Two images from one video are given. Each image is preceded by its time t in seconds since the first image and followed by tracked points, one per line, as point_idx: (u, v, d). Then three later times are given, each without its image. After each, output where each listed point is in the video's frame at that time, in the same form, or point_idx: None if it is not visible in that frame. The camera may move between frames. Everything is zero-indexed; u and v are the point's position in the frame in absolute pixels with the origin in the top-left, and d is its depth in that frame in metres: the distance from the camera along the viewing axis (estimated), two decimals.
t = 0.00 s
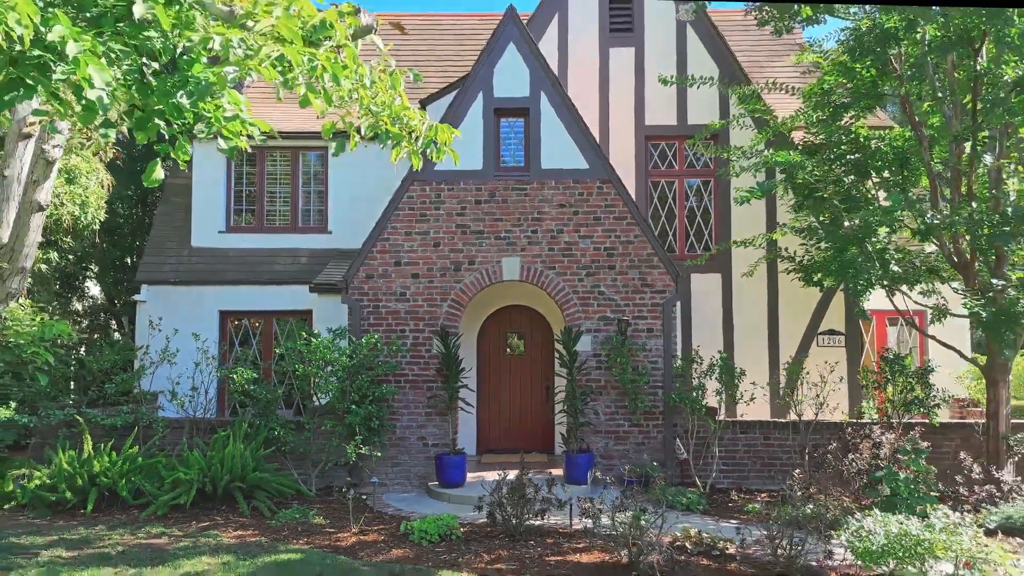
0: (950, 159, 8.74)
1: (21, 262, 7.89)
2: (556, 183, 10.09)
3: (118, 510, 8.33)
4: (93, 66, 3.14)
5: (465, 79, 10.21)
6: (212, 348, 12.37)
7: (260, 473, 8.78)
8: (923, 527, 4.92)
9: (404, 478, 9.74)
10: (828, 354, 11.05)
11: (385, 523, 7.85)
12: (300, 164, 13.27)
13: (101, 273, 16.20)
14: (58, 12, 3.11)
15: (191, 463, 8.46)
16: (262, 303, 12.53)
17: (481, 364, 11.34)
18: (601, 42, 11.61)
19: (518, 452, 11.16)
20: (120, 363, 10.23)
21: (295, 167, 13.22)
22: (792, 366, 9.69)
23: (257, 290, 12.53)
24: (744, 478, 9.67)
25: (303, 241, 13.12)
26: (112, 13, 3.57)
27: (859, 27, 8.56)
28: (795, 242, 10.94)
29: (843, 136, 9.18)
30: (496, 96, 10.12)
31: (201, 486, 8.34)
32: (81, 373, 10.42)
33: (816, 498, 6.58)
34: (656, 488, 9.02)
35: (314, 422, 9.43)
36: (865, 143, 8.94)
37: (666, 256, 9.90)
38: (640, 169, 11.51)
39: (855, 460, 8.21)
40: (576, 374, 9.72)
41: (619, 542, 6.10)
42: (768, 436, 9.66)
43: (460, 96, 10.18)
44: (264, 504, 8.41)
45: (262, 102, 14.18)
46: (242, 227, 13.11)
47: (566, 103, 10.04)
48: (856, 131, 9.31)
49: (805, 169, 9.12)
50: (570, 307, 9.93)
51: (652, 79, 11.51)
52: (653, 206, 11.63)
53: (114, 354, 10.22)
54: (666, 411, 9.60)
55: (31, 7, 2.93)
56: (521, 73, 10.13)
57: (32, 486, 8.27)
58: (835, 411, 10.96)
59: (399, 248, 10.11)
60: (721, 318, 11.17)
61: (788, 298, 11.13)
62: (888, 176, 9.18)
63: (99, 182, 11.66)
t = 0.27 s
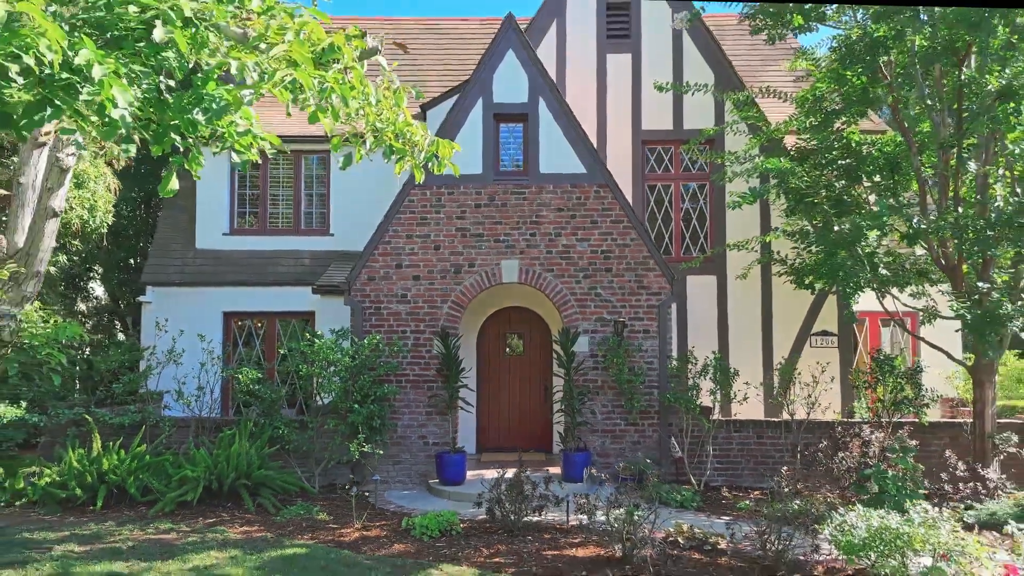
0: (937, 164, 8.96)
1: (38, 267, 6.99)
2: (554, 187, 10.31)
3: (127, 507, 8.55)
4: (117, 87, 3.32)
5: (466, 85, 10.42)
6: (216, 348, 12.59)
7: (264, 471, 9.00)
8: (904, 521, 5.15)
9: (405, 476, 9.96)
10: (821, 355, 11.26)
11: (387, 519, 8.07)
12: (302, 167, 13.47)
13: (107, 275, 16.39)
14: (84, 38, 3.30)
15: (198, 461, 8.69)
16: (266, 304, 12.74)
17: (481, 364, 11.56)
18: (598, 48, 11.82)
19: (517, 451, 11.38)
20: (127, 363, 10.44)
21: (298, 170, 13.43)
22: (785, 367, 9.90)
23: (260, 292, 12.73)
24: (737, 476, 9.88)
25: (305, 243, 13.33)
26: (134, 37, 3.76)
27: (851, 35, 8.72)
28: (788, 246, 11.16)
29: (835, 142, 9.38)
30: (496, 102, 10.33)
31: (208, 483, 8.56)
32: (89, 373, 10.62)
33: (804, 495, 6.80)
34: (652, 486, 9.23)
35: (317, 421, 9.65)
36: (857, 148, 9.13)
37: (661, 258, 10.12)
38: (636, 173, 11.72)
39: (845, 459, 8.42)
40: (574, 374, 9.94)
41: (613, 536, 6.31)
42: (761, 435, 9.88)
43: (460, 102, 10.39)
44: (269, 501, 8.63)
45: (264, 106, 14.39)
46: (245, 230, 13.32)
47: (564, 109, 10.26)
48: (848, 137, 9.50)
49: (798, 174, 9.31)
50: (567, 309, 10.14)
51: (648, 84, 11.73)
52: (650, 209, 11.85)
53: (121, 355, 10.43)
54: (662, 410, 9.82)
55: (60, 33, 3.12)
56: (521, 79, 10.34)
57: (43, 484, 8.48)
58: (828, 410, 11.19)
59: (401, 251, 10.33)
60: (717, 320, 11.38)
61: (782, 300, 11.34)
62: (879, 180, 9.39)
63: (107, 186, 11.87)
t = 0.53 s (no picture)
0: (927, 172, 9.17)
1: (54, 273, 6.73)
2: (553, 193, 10.54)
3: (136, 505, 8.77)
4: (140, 109, 3.53)
5: (466, 93, 10.65)
6: (221, 350, 12.81)
7: (270, 470, 9.23)
8: (885, 518, 5.39)
9: (407, 475, 10.19)
10: (815, 358, 11.48)
11: (390, 517, 8.30)
12: (306, 171, 13.70)
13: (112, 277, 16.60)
14: (109, 64, 3.52)
15: (205, 460, 8.91)
16: (269, 307, 12.95)
17: (481, 366, 11.79)
18: (596, 56, 12.06)
19: (517, 451, 11.60)
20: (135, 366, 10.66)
21: (301, 174, 13.65)
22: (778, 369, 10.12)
23: (263, 294, 12.95)
24: (732, 476, 10.11)
25: (308, 246, 13.55)
26: (154, 61, 3.98)
27: (842, 45, 8.93)
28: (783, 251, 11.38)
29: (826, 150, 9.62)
30: (496, 110, 10.56)
31: (215, 482, 8.79)
32: (97, 374, 10.84)
33: (795, 494, 7.01)
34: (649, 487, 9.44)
35: (321, 421, 9.87)
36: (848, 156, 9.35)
37: (657, 262, 10.34)
38: (634, 178, 11.95)
39: (836, 459, 8.64)
40: (572, 375, 10.16)
41: (609, 534, 6.53)
42: (755, 435, 10.11)
43: (461, 109, 10.61)
44: (274, 500, 8.86)
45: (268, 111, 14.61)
46: (249, 233, 13.54)
47: (562, 116, 10.49)
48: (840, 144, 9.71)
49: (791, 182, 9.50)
50: (566, 312, 10.37)
51: (645, 91, 11.97)
52: (647, 214, 12.07)
53: (129, 356, 10.66)
54: (658, 411, 10.04)
55: (87, 60, 3.34)
56: (520, 87, 10.57)
57: (54, 483, 8.70)
58: (821, 412, 11.42)
59: (402, 255, 10.56)
60: (712, 323, 11.61)
61: (777, 304, 11.57)
62: (872, 187, 9.59)
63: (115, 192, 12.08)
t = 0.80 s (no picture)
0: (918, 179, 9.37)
1: (66, 280, 6.94)
2: (551, 199, 10.75)
3: (144, 504, 8.99)
4: (160, 130, 3.73)
5: (467, 101, 10.86)
6: (226, 353, 13.04)
7: (275, 471, 9.45)
8: (869, 517, 5.60)
9: (409, 476, 10.40)
10: (809, 360, 11.69)
11: (392, 517, 8.51)
12: (309, 176, 13.92)
13: (116, 279, 16.84)
14: (131, 88, 3.73)
15: (212, 461, 9.13)
16: (273, 310, 13.17)
17: (481, 368, 12.00)
18: (594, 64, 12.29)
19: (516, 451, 11.81)
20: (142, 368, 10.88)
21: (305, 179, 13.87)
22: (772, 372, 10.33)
23: (267, 298, 13.17)
24: (726, 476, 10.32)
25: (311, 251, 13.77)
26: (171, 82, 4.18)
27: (834, 55, 9.13)
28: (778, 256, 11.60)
29: (818, 157, 9.83)
30: (496, 117, 10.78)
31: (221, 482, 9.01)
32: (104, 377, 11.06)
33: (785, 494, 7.22)
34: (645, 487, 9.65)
35: (325, 423, 10.08)
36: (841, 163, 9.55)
37: (654, 266, 10.55)
38: (631, 184, 12.16)
39: (827, 459, 8.86)
40: (570, 378, 10.38)
41: (605, 532, 6.74)
42: (750, 437, 10.32)
43: (462, 117, 10.83)
44: (280, 499, 9.08)
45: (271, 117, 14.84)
46: (254, 237, 13.77)
47: (561, 123, 10.71)
48: (833, 151, 9.91)
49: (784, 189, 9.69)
50: (564, 315, 10.58)
51: (643, 99, 12.19)
52: (644, 219, 12.29)
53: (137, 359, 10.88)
54: (655, 413, 10.25)
55: (110, 85, 3.56)
56: (520, 95, 10.79)
57: (64, 483, 8.92)
58: (815, 414, 11.63)
59: (404, 260, 10.77)
60: (708, 326, 11.82)
61: (772, 307, 11.78)
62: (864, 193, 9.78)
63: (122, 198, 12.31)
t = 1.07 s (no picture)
0: (908, 183, 9.57)
1: (80, 284, 7.11)
2: (550, 202, 10.96)
3: (152, 502, 9.20)
4: (176, 144, 3.89)
5: (467, 106, 11.07)
6: (231, 354, 13.25)
7: (280, 469, 9.67)
8: (855, 512, 5.81)
9: (411, 474, 10.61)
10: (804, 361, 11.90)
11: (394, 514, 8.72)
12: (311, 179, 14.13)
13: (121, 280, 17.07)
14: (149, 104, 3.93)
15: (218, 459, 9.34)
16: (276, 311, 13.38)
17: (482, 368, 12.22)
18: (593, 69, 12.49)
19: (516, 450, 12.02)
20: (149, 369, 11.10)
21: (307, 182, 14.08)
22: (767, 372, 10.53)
23: (271, 300, 13.37)
24: (722, 474, 10.53)
25: (314, 253, 13.99)
26: (185, 98, 4.41)
27: (827, 62, 9.33)
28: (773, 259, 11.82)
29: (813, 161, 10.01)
30: (496, 122, 10.99)
31: (227, 480, 9.22)
32: (112, 377, 11.27)
33: (777, 491, 7.42)
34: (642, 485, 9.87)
35: (329, 423, 10.28)
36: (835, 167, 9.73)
37: (651, 269, 10.76)
38: (629, 187, 12.36)
39: (820, 458, 9.05)
40: (568, 378, 10.59)
41: (601, 528, 6.95)
42: (745, 435, 10.53)
43: (462, 122, 11.04)
44: (285, 497, 9.29)
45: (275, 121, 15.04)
46: (257, 240, 13.98)
47: (560, 128, 10.92)
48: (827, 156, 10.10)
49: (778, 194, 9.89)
50: (563, 316, 10.79)
51: (640, 103, 12.39)
52: (642, 222, 12.50)
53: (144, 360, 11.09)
54: (652, 412, 10.46)
55: (129, 102, 3.77)
56: (520, 100, 11.00)
57: (74, 481, 9.13)
58: (809, 413, 11.84)
59: (406, 262, 10.98)
60: (704, 327, 12.03)
61: (767, 309, 11.99)
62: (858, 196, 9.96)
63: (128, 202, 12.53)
